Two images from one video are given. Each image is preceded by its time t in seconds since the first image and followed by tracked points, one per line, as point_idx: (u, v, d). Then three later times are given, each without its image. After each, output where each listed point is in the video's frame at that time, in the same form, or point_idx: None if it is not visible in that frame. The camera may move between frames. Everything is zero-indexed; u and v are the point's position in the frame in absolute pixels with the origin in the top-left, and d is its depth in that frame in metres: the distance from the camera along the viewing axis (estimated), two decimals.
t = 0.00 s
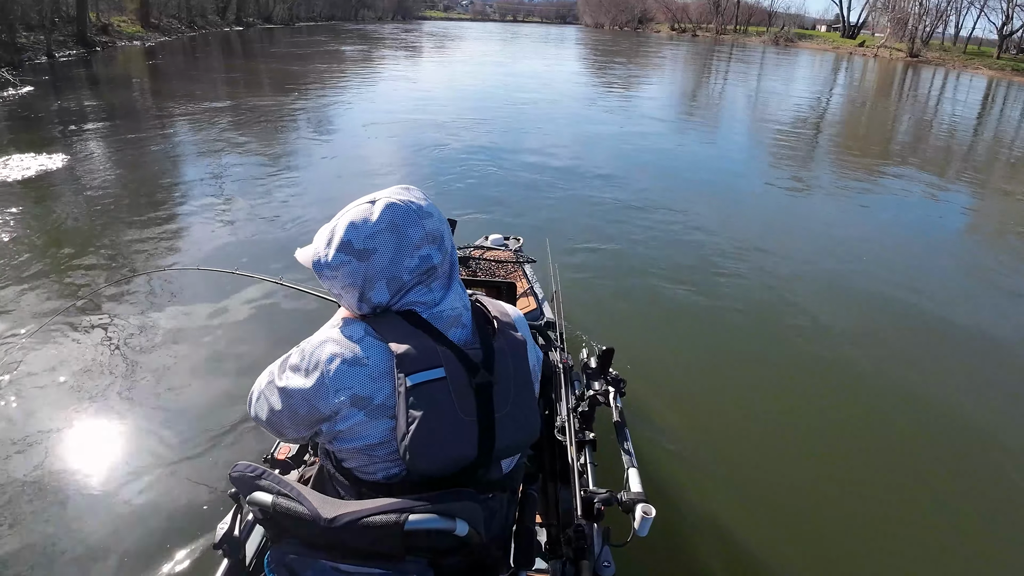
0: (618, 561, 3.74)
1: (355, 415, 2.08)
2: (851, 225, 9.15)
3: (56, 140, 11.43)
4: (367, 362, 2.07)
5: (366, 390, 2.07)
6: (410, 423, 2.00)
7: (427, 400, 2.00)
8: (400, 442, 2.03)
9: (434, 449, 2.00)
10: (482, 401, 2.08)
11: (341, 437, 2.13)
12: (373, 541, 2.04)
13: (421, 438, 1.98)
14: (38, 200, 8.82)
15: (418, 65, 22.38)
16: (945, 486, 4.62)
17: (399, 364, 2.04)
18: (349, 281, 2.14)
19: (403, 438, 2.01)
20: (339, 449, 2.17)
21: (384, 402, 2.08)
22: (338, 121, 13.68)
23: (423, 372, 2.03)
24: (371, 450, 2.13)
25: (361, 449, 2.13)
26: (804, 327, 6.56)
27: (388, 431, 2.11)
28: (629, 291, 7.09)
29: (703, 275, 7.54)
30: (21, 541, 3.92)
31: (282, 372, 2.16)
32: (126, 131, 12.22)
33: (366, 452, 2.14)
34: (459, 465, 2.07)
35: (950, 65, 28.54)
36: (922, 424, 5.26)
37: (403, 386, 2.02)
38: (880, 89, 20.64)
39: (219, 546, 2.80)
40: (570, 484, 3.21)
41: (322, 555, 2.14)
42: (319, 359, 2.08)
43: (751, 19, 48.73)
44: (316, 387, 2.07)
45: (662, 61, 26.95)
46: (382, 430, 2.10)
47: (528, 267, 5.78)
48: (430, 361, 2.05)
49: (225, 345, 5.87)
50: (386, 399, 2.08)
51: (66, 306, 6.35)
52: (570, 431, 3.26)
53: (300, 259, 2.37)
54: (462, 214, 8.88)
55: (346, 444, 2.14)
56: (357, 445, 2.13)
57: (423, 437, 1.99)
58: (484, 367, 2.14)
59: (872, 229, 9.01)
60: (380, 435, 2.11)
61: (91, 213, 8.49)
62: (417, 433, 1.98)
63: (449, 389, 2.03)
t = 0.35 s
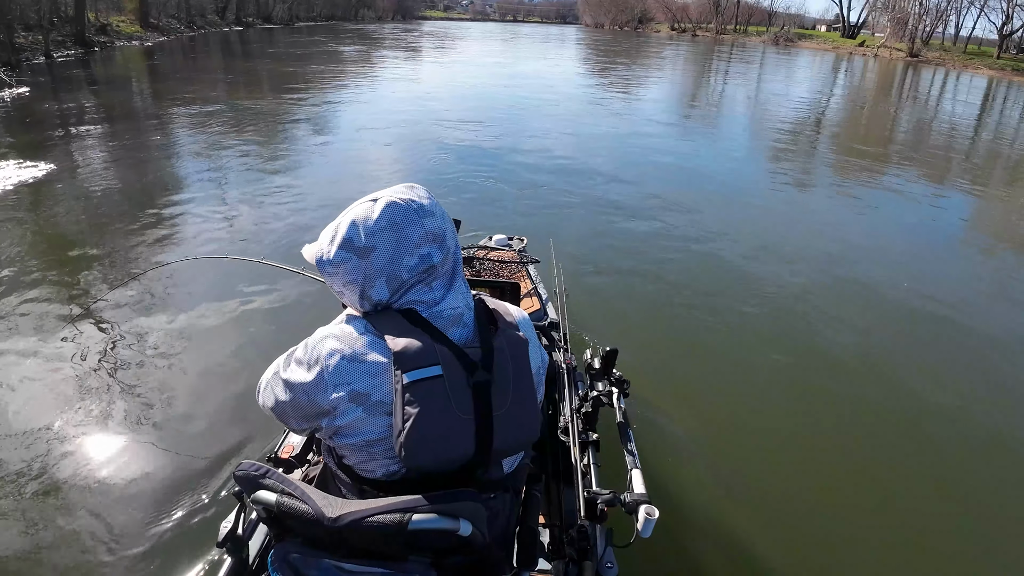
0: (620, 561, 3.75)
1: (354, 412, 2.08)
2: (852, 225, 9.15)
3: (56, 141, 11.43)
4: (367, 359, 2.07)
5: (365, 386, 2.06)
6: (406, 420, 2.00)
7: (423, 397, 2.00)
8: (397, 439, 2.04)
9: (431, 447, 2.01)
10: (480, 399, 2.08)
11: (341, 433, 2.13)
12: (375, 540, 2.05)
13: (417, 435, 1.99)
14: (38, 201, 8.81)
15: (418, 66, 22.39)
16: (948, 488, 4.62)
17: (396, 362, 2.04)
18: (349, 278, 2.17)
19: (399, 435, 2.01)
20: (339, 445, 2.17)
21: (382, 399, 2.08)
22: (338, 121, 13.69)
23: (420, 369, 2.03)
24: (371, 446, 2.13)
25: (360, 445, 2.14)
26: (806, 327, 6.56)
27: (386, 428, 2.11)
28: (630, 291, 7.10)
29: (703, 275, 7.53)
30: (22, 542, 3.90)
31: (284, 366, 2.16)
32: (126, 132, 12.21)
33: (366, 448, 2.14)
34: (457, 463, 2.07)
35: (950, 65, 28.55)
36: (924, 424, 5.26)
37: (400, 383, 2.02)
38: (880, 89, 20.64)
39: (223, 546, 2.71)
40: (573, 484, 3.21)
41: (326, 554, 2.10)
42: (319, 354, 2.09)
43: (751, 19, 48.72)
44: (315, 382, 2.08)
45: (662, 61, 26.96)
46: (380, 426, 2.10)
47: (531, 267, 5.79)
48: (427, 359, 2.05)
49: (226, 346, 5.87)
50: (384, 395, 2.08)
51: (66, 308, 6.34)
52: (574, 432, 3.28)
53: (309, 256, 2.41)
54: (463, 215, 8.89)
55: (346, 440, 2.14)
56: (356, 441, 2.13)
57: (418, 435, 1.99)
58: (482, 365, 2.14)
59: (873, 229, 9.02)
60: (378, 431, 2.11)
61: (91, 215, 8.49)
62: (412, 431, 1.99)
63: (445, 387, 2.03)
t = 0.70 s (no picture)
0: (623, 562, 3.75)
1: (352, 407, 2.08)
2: (852, 225, 9.15)
3: (56, 142, 11.43)
4: (365, 355, 2.06)
5: (363, 383, 2.06)
6: (402, 416, 2.00)
7: (419, 395, 1.99)
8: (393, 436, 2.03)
9: (427, 444, 2.00)
10: (478, 397, 2.08)
11: (340, 429, 2.14)
12: (377, 539, 2.05)
13: (412, 432, 1.98)
14: (38, 202, 8.82)
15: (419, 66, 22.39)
16: (950, 488, 4.62)
17: (394, 359, 2.04)
18: (351, 276, 2.24)
19: (395, 432, 2.01)
20: (339, 441, 2.18)
21: (380, 395, 2.07)
22: (339, 121, 13.70)
23: (417, 367, 2.02)
24: (369, 443, 2.13)
25: (359, 441, 2.14)
26: (807, 327, 6.56)
27: (383, 425, 2.10)
28: (631, 292, 7.09)
29: (705, 275, 7.53)
30: (22, 542, 3.90)
31: (288, 360, 2.22)
32: (126, 133, 12.21)
33: (364, 445, 2.14)
34: (454, 462, 2.07)
35: (950, 65, 28.56)
36: (926, 425, 5.26)
37: (398, 380, 2.02)
38: (880, 89, 20.64)
39: (226, 544, 2.71)
40: (575, 485, 3.21)
41: (328, 552, 2.12)
42: (320, 349, 2.11)
43: (751, 19, 48.71)
44: (315, 376, 2.10)
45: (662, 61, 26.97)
46: (378, 423, 2.10)
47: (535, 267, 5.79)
48: (425, 356, 2.03)
49: (227, 347, 5.87)
50: (381, 392, 2.07)
51: (66, 309, 6.35)
52: (576, 432, 3.28)
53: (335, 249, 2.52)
54: (465, 215, 8.90)
55: (345, 435, 2.14)
56: (355, 438, 2.14)
57: (414, 432, 1.98)
58: (480, 364, 2.13)
59: (874, 229, 9.02)
60: (376, 428, 2.10)
61: (91, 215, 8.48)
62: (408, 427, 1.98)
63: (441, 385, 2.02)
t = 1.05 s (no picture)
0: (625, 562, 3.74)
1: (350, 405, 2.07)
2: (853, 225, 9.14)
3: (55, 142, 11.41)
4: (363, 352, 2.06)
5: (360, 380, 2.05)
6: (400, 413, 2.00)
7: (417, 391, 1.99)
8: (391, 432, 2.03)
9: (425, 441, 2.00)
10: (476, 394, 2.07)
11: (339, 427, 2.13)
12: (379, 538, 2.04)
13: (410, 429, 1.98)
14: (38, 203, 8.80)
15: (419, 66, 22.39)
16: (950, 488, 4.61)
17: (392, 356, 2.03)
18: (355, 269, 2.27)
19: (393, 429, 2.00)
20: (337, 438, 2.17)
21: (378, 393, 2.06)
22: (339, 121, 13.71)
23: (415, 363, 2.02)
24: (367, 441, 2.12)
25: (357, 439, 2.13)
26: (807, 327, 6.55)
27: (381, 422, 2.09)
28: (633, 292, 7.08)
29: (706, 275, 7.52)
30: (22, 544, 3.88)
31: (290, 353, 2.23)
32: (125, 133, 12.18)
33: (362, 442, 2.13)
34: (453, 460, 2.07)
35: (950, 66, 28.55)
36: (926, 425, 5.25)
37: (396, 376, 2.01)
38: (881, 89, 20.61)
39: (229, 542, 2.78)
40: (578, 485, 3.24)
41: (330, 551, 2.11)
42: (319, 347, 2.11)
43: (751, 19, 48.64)
44: (313, 373, 2.11)
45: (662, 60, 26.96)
46: (376, 420, 2.09)
47: (538, 267, 5.79)
48: (423, 352, 2.03)
49: (228, 348, 5.86)
50: (380, 390, 2.06)
51: (66, 309, 6.33)
52: (579, 431, 3.28)
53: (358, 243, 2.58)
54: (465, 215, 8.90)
55: (344, 433, 2.13)
56: (353, 435, 2.12)
57: (411, 429, 1.98)
58: (479, 362, 2.12)
59: (874, 229, 9.03)
60: (374, 425, 2.09)
61: (90, 216, 8.46)
62: (405, 424, 1.98)
63: (439, 382, 2.01)
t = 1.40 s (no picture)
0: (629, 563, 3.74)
1: (354, 407, 2.06)
2: (852, 225, 9.15)
3: (55, 143, 11.41)
4: (367, 354, 2.05)
5: (364, 381, 2.04)
6: (405, 413, 2.00)
7: (423, 392, 1.99)
8: (396, 432, 2.03)
9: (430, 442, 1.99)
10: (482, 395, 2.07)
11: (343, 428, 2.12)
12: (386, 539, 2.03)
13: (415, 430, 1.98)
14: (38, 203, 8.80)
15: (419, 66, 22.39)
16: (948, 486, 4.63)
17: (397, 357, 2.04)
18: (366, 263, 2.30)
19: (398, 429, 2.01)
20: (341, 439, 2.16)
21: (382, 395, 2.06)
22: (339, 121, 13.72)
23: (421, 365, 2.02)
24: (372, 442, 2.12)
25: (362, 440, 2.12)
26: (806, 327, 6.56)
27: (385, 423, 2.09)
28: (633, 292, 7.08)
29: (705, 275, 7.53)
30: (24, 546, 3.88)
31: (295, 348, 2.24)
32: (124, 134, 12.16)
33: (367, 444, 2.13)
34: (458, 459, 2.06)
35: (950, 65, 28.57)
36: (925, 424, 5.27)
37: (401, 377, 2.02)
38: (881, 89, 20.60)
39: (235, 543, 2.70)
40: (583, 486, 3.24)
41: (335, 552, 2.10)
42: (323, 346, 2.07)
43: (750, 19, 48.60)
44: (317, 373, 2.05)
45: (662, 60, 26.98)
46: (380, 422, 2.09)
47: (543, 267, 5.79)
48: (429, 353, 2.04)
49: (230, 348, 5.85)
50: (384, 391, 2.06)
51: (66, 309, 6.33)
52: (585, 432, 3.29)
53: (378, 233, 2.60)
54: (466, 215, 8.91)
55: (348, 435, 2.13)
56: (358, 436, 2.12)
57: (416, 429, 1.98)
58: (484, 362, 2.12)
59: (875, 229, 9.04)
60: (379, 427, 2.09)
61: (91, 216, 8.45)
62: (411, 425, 1.98)
63: (445, 382, 2.02)
